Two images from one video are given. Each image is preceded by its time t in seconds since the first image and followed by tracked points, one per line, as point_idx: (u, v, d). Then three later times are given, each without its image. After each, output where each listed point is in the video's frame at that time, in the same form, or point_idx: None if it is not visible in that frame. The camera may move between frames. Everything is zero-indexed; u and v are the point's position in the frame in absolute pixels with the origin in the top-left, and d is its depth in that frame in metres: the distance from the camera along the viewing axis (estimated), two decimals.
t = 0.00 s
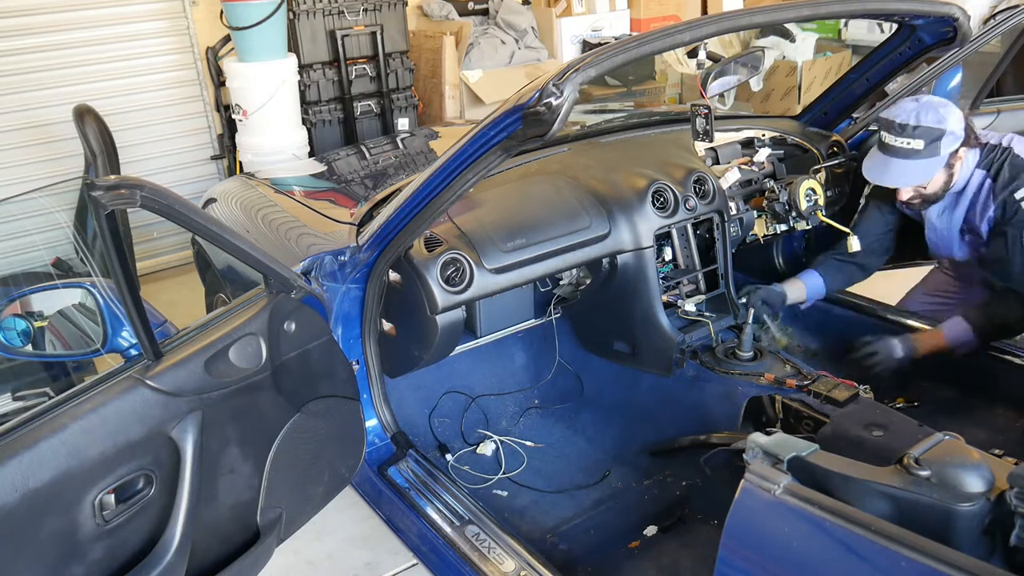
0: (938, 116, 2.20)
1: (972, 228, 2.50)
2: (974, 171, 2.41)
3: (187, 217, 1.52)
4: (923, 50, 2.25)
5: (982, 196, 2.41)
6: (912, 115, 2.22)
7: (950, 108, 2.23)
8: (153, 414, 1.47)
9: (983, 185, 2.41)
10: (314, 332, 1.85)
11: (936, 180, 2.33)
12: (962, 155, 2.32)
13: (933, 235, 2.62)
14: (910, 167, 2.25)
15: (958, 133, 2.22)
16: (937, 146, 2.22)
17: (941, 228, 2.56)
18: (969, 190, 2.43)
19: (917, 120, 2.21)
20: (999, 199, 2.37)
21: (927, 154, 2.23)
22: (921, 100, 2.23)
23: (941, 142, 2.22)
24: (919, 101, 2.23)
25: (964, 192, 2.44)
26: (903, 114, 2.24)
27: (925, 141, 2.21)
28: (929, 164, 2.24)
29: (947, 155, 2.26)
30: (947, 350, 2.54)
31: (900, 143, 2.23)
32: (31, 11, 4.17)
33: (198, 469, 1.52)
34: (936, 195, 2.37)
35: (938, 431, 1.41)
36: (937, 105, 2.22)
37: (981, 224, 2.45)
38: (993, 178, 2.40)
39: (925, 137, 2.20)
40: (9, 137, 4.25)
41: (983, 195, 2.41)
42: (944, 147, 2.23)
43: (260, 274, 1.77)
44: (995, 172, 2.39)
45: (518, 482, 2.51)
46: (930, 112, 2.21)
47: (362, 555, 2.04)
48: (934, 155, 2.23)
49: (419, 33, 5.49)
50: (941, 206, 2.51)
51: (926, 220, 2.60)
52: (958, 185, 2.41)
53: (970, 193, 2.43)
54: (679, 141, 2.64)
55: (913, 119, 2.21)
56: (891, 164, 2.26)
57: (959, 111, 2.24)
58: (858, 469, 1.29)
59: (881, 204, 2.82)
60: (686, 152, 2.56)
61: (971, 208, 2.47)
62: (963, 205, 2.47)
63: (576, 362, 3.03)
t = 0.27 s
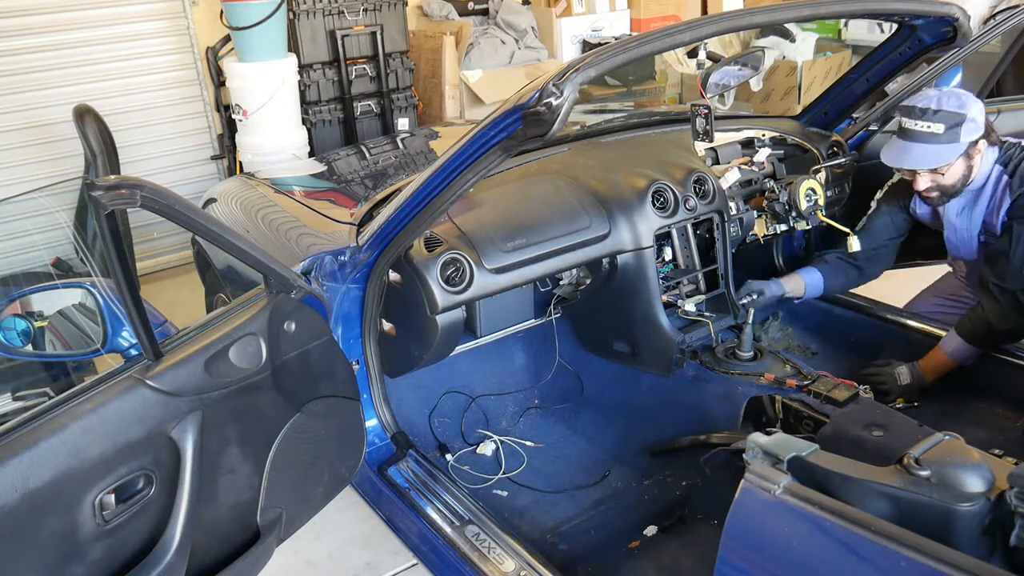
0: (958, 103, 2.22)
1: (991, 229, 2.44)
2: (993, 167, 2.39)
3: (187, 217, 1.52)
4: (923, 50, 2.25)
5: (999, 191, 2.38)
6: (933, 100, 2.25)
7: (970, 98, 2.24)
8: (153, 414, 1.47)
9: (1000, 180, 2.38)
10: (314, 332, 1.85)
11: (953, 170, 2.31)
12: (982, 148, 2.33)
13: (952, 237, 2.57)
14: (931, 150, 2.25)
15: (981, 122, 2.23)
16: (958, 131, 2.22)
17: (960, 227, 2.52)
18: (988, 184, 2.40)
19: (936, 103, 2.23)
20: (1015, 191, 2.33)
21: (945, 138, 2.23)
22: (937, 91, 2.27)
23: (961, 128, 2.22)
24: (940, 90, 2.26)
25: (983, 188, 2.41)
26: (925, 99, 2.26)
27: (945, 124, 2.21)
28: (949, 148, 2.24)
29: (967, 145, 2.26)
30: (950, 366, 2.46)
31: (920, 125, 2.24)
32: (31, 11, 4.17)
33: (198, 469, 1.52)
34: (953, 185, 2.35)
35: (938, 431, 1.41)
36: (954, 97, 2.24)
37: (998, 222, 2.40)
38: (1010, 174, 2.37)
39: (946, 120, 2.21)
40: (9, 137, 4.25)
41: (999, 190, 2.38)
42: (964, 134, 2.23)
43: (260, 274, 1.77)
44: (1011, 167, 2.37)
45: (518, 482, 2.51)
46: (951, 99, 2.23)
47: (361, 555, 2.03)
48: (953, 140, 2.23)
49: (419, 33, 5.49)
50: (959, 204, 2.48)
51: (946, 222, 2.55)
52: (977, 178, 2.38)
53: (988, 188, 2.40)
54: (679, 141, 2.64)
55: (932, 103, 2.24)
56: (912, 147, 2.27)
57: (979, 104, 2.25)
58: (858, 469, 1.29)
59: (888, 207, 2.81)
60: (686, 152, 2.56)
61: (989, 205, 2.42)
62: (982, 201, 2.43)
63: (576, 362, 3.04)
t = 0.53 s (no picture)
0: (927, 175, 2.12)
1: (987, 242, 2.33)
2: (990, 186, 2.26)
3: (187, 217, 1.52)
4: (923, 50, 2.25)
5: (997, 209, 2.26)
6: (903, 170, 2.16)
7: (950, 163, 2.11)
8: (153, 414, 1.47)
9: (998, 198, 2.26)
10: (314, 332, 1.85)
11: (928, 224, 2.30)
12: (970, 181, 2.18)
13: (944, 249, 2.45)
14: (896, 220, 2.25)
15: (953, 192, 2.14)
16: (926, 205, 2.18)
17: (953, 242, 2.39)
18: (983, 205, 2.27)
19: (903, 179, 2.15)
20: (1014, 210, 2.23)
21: (914, 210, 2.19)
22: (922, 150, 2.12)
23: (929, 203, 2.17)
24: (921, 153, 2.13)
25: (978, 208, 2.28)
26: (896, 166, 2.18)
27: (910, 200, 2.18)
28: (916, 219, 2.22)
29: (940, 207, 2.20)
30: (948, 372, 2.47)
31: (889, 197, 2.21)
32: (31, 11, 4.17)
33: (198, 469, 1.52)
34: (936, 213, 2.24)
35: (938, 431, 1.41)
36: (935, 158, 2.11)
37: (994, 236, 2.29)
38: (1009, 190, 2.25)
39: (910, 197, 2.17)
40: (9, 137, 4.25)
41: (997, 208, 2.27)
42: (934, 204, 2.17)
43: (260, 274, 1.77)
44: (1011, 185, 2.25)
45: (518, 482, 2.51)
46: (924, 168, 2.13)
47: (361, 555, 2.03)
48: (922, 210, 2.19)
49: (419, 33, 5.49)
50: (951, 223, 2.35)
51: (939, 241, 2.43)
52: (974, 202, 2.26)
53: (983, 209, 2.28)
54: (679, 142, 2.64)
55: (901, 177, 2.16)
56: (886, 216, 2.26)
57: (960, 164, 2.12)
58: (858, 469, 1.29)
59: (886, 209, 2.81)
60: (686, 152, 2.56)
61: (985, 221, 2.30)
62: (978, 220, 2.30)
63: (576, 362, 3.04)
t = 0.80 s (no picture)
0: (941, 124, 2.17)
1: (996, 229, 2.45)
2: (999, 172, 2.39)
3: (188, 217, 1.52)
4: (923, 50, 2.25)
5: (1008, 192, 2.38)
6: (918, 118, 2.19)
7: (962, 117, 2.17)
8: (153, 414, 1.47)
9: (1009, 181, 2.39)
10: (314, 332, 1.85)
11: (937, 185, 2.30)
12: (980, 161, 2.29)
13: (956, 238, 2.56)
14: (906, 170, 2.23)
15: (962, 146, 2.18)
16: (936, 154, 2.19)
17: (964, 229, 2.51)
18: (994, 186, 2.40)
19: (919, 123, 2.18)
20: None
21: (923, 159, 2.21)
22: (938, 103, 2.18)
23: (939, 152, 2.19)
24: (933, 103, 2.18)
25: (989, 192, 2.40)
26: (911, 115, 2.21)
27: (921, 147, 2.19)
28: (923, 168, 2.22)
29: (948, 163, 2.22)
30: (948, 370, 2.49)
31: (900, 145, 2.23)
32: (31, 11, 4.17)
33: (198, 469, 1.52)
34: (940, 196, 2.34)
35: (938, 431, 1.41)
36: (949, 111, 2.17)
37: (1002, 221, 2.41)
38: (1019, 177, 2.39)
39: (922, 142, 2.19)
40: (9, 137, 4.25)
41: (1008, 190, 2.39)
42: (943, 156, 2.20)
43: (260, 274, 1.77)
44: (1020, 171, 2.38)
45: (518, 482, 2.51)
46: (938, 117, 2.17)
47: (361, 555, 2.03)
48: (931, 160, 2.21)
49: (419, 33, 5.49)
50: (962, 208, 2.47)
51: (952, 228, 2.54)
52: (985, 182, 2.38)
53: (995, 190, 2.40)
54: (679, 142, 2.64)
55: (915, 122, 2.19)
56: (895, 166, 2.24)
57: (972, 120, 2.17)
58: (858, 469, 1.29)
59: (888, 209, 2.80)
60: (686, 152, 2.56)
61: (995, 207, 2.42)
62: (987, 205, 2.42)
63: (576, 362, 3.04)
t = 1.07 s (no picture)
0: (977, 103, 2.19)
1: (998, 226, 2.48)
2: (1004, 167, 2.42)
3: (188, 217, 1.52)
4: (923, 50, 2.25)
5: (1012, 191, 2.40)
6: (951, 99, 2.20)
7: (991, 98, 2.22)
8: (153, 414, 1.47)
9: (1012, 180, 2.41)
10: (314, 332, 1.85)
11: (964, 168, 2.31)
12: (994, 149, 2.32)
13: (959, 234, 2.59)
14: (943, 150, 2.23)
15: (995, 125, 2.20)
16: (972, 133, 2.20)
17: (968, 225, 2.54)
18: (999, 184, 2.42)
19: (955, 103, 2.19)
20: None
21: (959, 138, 2.21)
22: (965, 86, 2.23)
23: (976, 130, 2.19)
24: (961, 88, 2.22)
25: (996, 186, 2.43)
26: (943, 96, 2.22)
27: (959, 125, 2.19)
28: (960, 148, 2.22)
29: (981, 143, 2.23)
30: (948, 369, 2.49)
31: (934, 125, 2.21)
32: (31, 11, 4.17)
33: (198, 469, 1.52)
34: (961, 182, 2.36)
35: (938, 431, 1.41)
36: (980, 92, 2.21)
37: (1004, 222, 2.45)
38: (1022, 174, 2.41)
39: (959, 121, 2.18)
40: (9, 137, 4.25)
41: (1012, 189, 2.41)
42: (978, 136, 2.21)
43: (260, 274, 1.77)
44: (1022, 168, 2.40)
45: (518, 482, 2.51)
46: (970, 98, 2.19)
47: (361, 555, 2.03)
48: (966, 141, 2.21)
49: (419, 33, 5.50)
50: (969, 203, 2.49)
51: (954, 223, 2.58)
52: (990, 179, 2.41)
53: (999, 187, 2.43)
54: (679, 142, 2.64)
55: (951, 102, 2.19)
56: (930, 147, 2.23)
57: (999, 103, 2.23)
58: (858, 469, 1.29)
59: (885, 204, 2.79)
60: (686, 152, 2.56)
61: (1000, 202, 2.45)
62: (992, 201, 2.45)
63: (576, 362, 3.04)
